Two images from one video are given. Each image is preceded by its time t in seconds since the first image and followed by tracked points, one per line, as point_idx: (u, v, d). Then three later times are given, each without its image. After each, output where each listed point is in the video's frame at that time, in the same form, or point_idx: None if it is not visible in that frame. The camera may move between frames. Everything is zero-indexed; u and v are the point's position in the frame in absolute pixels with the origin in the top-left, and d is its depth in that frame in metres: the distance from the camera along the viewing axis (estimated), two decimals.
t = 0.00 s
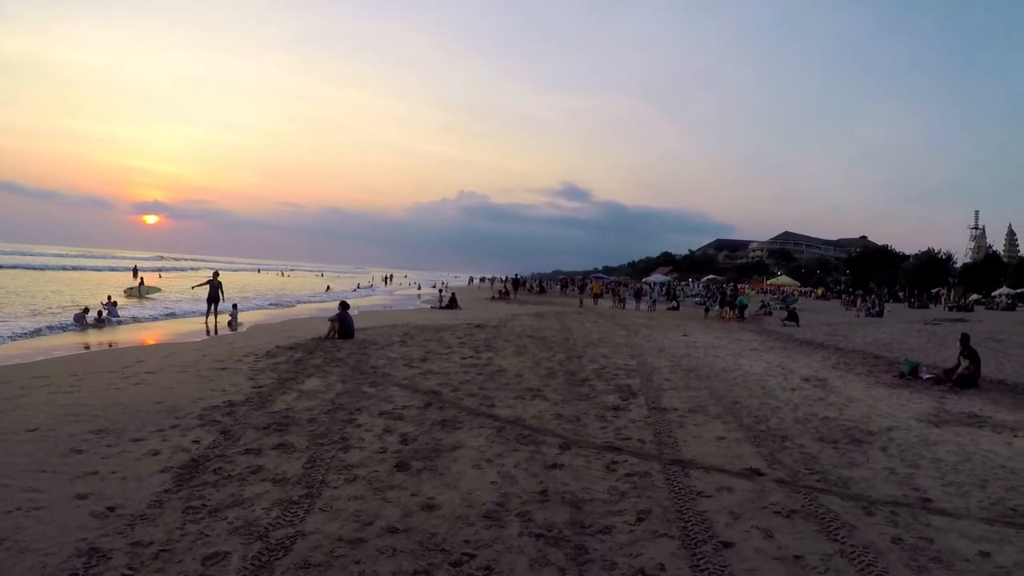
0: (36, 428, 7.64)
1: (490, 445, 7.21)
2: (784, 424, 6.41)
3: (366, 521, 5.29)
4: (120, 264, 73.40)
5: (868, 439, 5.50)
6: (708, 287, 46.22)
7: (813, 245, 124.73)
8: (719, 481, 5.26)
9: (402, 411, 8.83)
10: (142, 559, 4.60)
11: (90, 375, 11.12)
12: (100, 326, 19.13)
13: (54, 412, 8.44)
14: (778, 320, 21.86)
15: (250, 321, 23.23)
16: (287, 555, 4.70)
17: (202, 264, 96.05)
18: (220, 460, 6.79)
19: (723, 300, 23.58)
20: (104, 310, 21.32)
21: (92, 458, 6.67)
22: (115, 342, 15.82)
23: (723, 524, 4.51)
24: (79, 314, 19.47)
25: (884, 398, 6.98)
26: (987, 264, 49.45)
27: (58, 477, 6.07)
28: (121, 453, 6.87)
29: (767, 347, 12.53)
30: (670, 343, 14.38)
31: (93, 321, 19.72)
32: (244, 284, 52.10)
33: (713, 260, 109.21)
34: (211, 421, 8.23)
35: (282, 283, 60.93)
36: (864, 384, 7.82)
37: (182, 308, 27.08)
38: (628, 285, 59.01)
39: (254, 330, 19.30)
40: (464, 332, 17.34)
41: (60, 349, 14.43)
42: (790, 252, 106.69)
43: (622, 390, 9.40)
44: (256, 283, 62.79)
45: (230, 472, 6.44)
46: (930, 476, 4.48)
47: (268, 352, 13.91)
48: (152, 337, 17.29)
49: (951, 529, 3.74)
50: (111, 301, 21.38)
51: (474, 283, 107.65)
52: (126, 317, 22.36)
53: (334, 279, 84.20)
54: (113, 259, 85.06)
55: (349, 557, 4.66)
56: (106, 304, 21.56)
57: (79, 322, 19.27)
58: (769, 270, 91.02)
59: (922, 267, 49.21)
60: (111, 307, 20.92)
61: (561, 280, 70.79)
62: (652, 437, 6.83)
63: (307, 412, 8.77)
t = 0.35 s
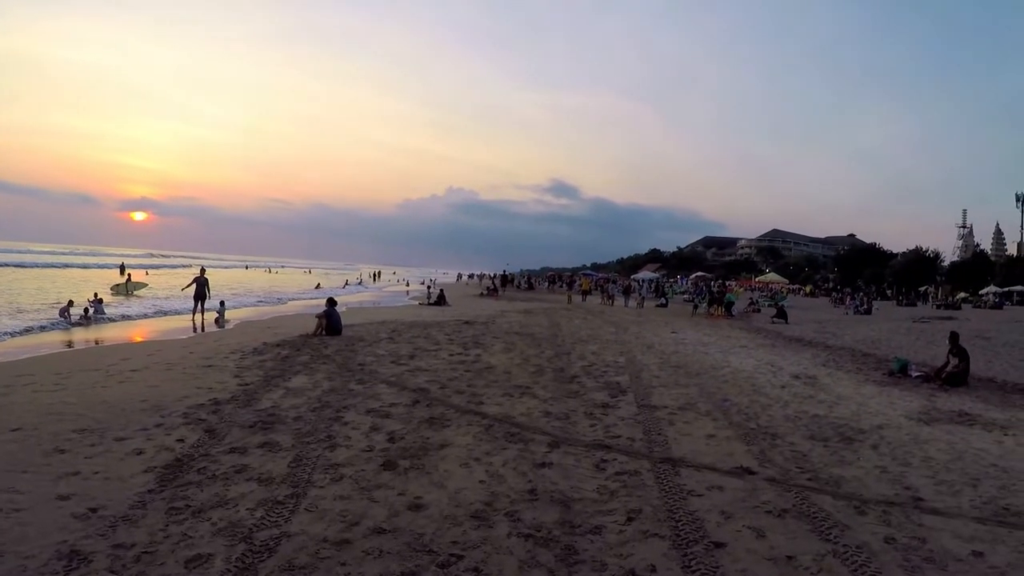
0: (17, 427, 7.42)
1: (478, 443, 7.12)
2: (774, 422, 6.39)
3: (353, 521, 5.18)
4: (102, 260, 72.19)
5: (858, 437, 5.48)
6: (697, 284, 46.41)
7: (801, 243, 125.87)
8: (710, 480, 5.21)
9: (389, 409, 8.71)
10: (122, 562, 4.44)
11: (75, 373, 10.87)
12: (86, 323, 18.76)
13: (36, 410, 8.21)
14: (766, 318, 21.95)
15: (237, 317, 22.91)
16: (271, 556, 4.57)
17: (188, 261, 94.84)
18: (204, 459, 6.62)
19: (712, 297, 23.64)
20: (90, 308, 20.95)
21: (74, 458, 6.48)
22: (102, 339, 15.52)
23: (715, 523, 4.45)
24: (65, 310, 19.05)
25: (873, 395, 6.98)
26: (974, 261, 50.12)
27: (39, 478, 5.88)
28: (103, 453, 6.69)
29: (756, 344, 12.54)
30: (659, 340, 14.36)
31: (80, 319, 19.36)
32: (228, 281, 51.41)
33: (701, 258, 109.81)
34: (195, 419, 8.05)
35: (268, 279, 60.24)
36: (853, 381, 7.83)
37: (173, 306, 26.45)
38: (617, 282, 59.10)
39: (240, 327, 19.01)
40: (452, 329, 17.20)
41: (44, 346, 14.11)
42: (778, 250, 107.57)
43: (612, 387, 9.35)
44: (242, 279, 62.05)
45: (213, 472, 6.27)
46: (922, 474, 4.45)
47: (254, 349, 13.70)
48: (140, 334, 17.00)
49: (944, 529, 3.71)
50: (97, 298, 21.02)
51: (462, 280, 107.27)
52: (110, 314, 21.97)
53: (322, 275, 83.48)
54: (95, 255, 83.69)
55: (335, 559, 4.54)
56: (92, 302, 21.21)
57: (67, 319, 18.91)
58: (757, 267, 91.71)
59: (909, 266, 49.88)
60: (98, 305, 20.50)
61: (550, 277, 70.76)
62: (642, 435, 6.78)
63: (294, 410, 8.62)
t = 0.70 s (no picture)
0: None
1: (466, 442, 7.01)
2: (764, 419, 6.37)
3: (338, 524, 5.04)
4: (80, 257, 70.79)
5: (849, 434, 5.47)
6: (683, 281, 46.62)
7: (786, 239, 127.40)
8: (701, 478, 5.17)
9: (375, 408, 8.56)
10: (102, 568, 4.28)
11: (56, 372, 10.59)
12: (69, 323, 18.28)
13: (16, 411, 7.95)
14: (752, 314, 22.06)
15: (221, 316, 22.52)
16: (256, 561, 4.43)
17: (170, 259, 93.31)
18: (187, 460, 6.44)
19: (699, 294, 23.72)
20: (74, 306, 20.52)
21: (54, 460, 6.27)
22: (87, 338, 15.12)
23: (707, 523, 4.40)
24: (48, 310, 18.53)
25: (862, 392, 6.98)
26: (959, 257, 50.77)
27: (16, 481, 5.67)
28: (83, 455, 6.47)
29: (743, 341, 12.56)
30: (647, 337, 14.35)
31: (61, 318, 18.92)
32: (210, 278, 50.65)
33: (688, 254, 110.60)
34: (178, 420, 7.84)
35: (252, 277, 59.45)
36: (842, 378, 7.84)
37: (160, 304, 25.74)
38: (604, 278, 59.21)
39: (224, 325, 18.67)
40: (439, 327, 17.04)
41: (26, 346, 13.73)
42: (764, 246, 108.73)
43: (600, 385, 9.29)
44: (226, 277, 61.19)
45: (197, 474, 6.10)
46: (914, 471, 4.44)
47: (239, 348, 13.44)
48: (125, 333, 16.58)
49: (938, 526, 3.68)
50: (81, 297, 20.58)
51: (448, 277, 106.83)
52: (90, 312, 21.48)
53: (307, 273, 82.62)
54: (73, 253, 82.03)
55: (321, 563, 4.41)
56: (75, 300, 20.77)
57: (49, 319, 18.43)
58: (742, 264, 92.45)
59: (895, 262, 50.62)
60: (81, 302, 19.92)
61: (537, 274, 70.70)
62: (631, 433, 6.73)
63: (278, 410, 8.43)
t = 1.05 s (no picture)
0: None
1: (454, 444, 6.90)
2: (755, 418, 6.34)
3: (325, 530, 4.91)
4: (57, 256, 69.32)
5: (840, 433, 5.45)
6: (670, 279, 46.67)
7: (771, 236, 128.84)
8: (693, 479, 5.12)
9: (361, 409, 8.41)
10: None
11: (38, 373, 10.30)
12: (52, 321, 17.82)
13: None
14: (739, 312, 22.17)
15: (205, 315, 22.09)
16: (240, 570, 4.29)
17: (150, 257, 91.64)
18: (170, 464, 6.25)
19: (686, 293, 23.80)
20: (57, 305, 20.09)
21: (33, 464, 6.05)
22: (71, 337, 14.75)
23: (701, 526, 4.34)
24: (33, 309, 18.00)
25: (851, 390, 6.99)
26: (943, 254, 51.62)
27: None
28: (63, 458, 6.26)
29: (731, 339, 12.59)
30: (634, 335, 14.33)
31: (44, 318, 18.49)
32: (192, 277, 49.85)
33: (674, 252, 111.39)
34: (161, 422, 7.62)
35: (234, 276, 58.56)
36: (831, 376, 7.85)
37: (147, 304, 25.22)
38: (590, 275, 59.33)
39: (207, 324, 18.33)
40: (425, 325, 16.88)
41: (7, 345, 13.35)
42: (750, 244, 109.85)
43: (589, 384, 9.23)
44: (208, 276, 60.23)
45: (179, 478, 5.92)
46: (907, 470, 4.42)
47: (224, 348, 13.19)
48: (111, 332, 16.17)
49: (933, 526, 3.66)
50: (64, 296, 20.16)
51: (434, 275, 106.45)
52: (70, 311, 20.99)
53: (291, 272, 81.64)
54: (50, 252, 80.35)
55: (307, 572, 4.27)
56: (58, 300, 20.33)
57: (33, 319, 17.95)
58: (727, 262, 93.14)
59: (880, 258, 51.47)
60: (64, 302, 19.47)
61: (524, 271, 70.58)
62: (621, 433, 6.67)
63: (264, 411, 8.25)
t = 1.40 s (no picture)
0: None
1: (440, 448, 6.78)
2: (743, 418, 6.33)
3: (309, 538, 4.77)
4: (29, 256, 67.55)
5: (829, 432, 5.45)
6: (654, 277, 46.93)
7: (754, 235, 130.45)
8: (683, 481, 5.07)
9: (345, 411, 8.25)
10: None
11: (14, 376, 9.96)
12: (30, 322, 17.37)
13: None
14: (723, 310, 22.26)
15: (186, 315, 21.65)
16: None
17: (127, 258, 89.79)
18: (150, 471, 6.05)
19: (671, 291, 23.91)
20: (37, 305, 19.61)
21: (9, 471, 5.82)
22: (50, 338, 14.37)
23: (692, 529, 4.29)
24: (14, 310, 17.62)
25: (837, 388, 7.01)
26: (925, 253, 52.61)
27: None
28: (39, 465, 6.02)
29: (716, 337, 12.64)
30: (620, 335, 14.32)
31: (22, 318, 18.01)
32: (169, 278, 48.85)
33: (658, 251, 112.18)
34: (141, 426, 7.39)
35: (214, 277, 57.64)
36: (817, 374, 7.89)
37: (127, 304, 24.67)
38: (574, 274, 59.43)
39: (187, 325, 17.94)
40: (409, 326, 16.71)
41: None
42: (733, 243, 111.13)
43: (575, 384, 9.17)
44: (186, 277, 59.18)
45: (160, 485, 5.72)
46: (897, 469, 4.42)
47: (206, 349, 12.89)
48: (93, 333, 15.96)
49: (925, 526, 3.64)
50: (44, 296, 19.66)
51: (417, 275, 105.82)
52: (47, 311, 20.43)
53: (273, 272, 80.61)
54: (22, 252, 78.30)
55: None
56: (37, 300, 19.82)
57: (14, 319, 17.48)
58: (709, 260, 93.96)
59: (863, 257, 52.31)
60: (44, 302, 18.98)
61: (508, 270, 70.51)
62: (609, 435, 6.61)
63: (246, 414, 8.05)
